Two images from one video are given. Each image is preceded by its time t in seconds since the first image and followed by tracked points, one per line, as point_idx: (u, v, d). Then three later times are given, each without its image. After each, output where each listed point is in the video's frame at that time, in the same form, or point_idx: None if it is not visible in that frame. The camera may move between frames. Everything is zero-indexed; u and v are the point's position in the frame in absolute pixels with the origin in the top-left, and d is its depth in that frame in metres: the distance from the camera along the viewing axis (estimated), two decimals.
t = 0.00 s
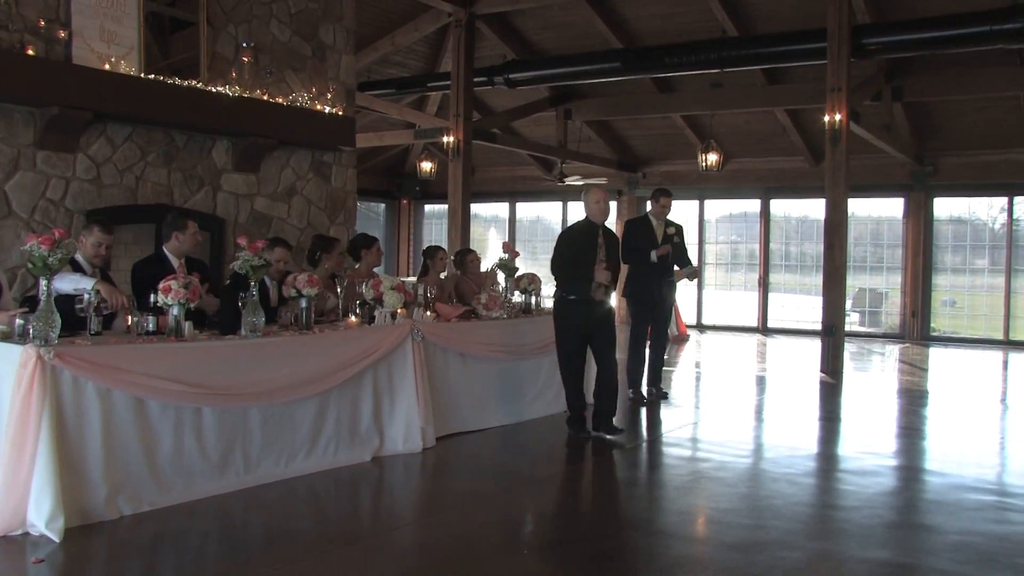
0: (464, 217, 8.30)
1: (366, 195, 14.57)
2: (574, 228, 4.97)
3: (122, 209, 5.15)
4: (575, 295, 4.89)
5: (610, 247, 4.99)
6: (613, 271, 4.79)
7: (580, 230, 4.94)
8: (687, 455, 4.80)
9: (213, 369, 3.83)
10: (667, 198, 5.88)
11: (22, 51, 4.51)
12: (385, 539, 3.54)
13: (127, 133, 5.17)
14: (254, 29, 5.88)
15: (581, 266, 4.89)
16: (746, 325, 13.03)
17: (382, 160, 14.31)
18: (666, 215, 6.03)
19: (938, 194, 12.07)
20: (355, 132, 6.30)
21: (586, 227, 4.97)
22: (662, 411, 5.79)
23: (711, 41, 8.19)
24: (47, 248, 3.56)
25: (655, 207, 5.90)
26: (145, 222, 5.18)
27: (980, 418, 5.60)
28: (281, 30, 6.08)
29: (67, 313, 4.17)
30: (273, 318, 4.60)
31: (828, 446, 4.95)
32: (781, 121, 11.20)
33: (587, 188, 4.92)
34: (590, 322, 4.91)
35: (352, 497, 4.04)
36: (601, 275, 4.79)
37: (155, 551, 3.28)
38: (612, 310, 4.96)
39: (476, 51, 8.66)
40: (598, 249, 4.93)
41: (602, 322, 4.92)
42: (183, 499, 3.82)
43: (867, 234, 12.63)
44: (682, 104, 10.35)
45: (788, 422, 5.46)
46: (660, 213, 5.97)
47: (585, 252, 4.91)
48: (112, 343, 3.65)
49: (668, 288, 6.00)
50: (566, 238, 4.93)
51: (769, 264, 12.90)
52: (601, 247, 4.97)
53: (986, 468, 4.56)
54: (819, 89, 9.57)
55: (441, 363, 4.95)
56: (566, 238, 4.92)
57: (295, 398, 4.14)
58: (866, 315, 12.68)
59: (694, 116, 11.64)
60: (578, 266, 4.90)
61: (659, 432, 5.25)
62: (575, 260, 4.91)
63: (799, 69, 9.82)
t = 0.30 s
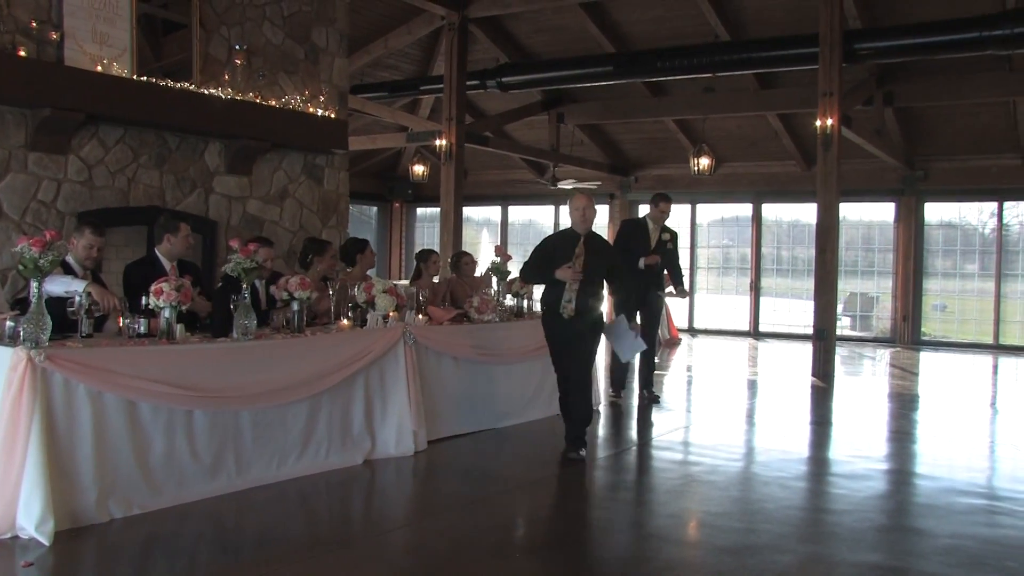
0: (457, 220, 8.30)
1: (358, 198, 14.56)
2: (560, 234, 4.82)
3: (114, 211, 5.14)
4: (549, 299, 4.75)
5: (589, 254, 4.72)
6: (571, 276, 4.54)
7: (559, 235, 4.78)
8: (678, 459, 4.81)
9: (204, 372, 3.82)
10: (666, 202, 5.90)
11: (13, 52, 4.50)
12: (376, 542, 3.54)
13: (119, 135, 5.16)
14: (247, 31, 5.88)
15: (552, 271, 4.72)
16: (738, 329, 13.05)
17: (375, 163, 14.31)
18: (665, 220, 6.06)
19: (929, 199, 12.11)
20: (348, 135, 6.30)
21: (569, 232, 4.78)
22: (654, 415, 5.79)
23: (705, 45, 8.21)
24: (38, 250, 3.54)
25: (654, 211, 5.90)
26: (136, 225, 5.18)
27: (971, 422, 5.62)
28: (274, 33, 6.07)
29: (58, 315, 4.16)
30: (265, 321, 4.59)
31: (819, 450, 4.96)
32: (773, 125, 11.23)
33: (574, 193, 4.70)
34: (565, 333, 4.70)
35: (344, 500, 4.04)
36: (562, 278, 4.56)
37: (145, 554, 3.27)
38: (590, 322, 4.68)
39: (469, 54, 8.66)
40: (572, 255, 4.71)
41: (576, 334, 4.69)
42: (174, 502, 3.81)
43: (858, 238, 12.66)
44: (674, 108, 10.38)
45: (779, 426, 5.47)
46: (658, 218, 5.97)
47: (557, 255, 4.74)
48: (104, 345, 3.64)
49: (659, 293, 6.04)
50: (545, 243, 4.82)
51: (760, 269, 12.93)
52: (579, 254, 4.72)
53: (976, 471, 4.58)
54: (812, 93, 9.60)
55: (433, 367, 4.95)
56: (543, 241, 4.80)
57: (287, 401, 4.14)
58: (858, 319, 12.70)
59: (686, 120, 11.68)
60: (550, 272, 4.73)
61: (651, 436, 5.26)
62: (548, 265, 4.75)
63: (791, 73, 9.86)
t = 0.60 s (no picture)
0: (444, 223, 8.30)
1: (345, 201, 14.54)
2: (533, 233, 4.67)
3: (99, 213, 5.12)
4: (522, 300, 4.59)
5: (556, 247, 4.49)
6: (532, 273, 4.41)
7: (532, 233, 4.65)
8: (666, 461, 4.82)
9: (190, 375, 3.80)
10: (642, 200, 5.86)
11: None
12: (363, 546, 3.53)
13: (105, 136, 5.13)
14: (234, 33, 5.87)
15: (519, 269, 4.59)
16: (725, 333, 13.09)
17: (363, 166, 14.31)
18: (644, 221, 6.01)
19: (914, 203, 12.19)
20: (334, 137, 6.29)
21: (541, 229, 4.63)
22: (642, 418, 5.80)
23: (694, 48, 8.23)
24: (22, 252, 3.51)
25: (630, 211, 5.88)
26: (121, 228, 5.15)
27: (956, 424, 5.65)
28: (262, 35, 6.06)
29: (43, 318, 4.14)
30: (251, 324, 4.57)
31: (806, 452, 4.98)
32: (759, 129, 11.29)
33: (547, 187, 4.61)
34: (534, 331, 4.48)
35: (331, 503, 4.03)
36: (526, 276, 4.45)
37: (131, 559, 3.25)
38: (558, 318, 4.42)
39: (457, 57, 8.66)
40: (540, 250, 4.54)
41: (544, 332, 4.46)
42: (159, 506, 3.79)
43: (844, 242, 12.73)
44: (662, 111, 10.41)
45: (766, 428, 5.49)
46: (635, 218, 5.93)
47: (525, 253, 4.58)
48: (89, 348, 3.61)
49: (640, 295, 6.02)
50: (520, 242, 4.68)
51: (747, 272, 12.98)
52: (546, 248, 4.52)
53: (961, 473, 4.61)
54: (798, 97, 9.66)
55: (420, 370, 4.94)
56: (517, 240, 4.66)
57: (274, 404, 4.12)
58: (844, 322, 12.76)
59: (673, 123, 11.72)
60: (518, 270, 4.59)
61: (639, 439, 5.26)
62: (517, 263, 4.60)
63: (778, 78, 9.92)
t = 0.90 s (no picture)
0: (417, 224, 8.29)
1: (318, 202, 14.48)
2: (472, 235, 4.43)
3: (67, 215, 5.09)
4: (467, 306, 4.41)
5: (493, 252, 4.29)
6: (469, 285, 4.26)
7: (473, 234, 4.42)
8: (639, 462, 4.85)
9: (160, 378, 3.76)
10: (593, 200, 5.98)
11: None
12: (337, 549, 3.51)
13: (73, 136, 5.08)
14: (205, 33, 5.84)
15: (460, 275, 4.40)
16: (697, 334, 13.15)
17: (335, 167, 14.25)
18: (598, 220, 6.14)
19: (884, 204, 12.31)
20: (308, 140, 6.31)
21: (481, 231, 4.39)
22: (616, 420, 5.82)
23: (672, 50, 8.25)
24: None
25: (583, 211, 6.01)
26: (90, 229, 5.12)
27: (923, 424, 5.72)
28: (233, 35, 6.02)
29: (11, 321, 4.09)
30: (223, 326, 4.55)
31: (778, 452, 5.02)
32: (732, 131, 11.36)
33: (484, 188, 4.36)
34: (477, 344, 4.24)
35: (303, 506, 4.01)
36: (465, 287, 4.29)
37: (98, 564, 3.22)
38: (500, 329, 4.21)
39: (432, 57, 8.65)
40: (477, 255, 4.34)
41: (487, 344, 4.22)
42: (128, 510, 3.76)
43: (815, 243, 12.82)
44: (637, 113, 10.45)
45: (738, 429, 5.52)
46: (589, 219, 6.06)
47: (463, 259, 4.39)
48: (57, 350, 3.56)
49: (603, 294, 6.10)
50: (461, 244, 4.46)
51: (720, 273, 13.05)
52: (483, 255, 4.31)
53: (929, 471, 4.66)
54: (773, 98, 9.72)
55: (393, 371, 4.94)
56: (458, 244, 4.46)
57: (245, 407, 4.10)
58: (815, 322, 12.85)
59: (646, 125, 11.76)
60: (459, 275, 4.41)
61: (612, 440, 5.28)
62: (457, 273, 4.39)
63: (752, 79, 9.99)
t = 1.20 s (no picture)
0: (399, 224, 8.29)
1: (299, 202, 14.46)
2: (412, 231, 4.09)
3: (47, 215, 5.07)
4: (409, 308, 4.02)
5: (431, 247, 3.93)
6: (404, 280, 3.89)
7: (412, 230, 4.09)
8: (620, 462, 4.86)
9: (141, 378, 3.74)
10: (561, 203, 6.00)
11: None
12: (319, 549, 3.50)
13: (52, 136, 5.05)
14: (186, 32, 5.82)
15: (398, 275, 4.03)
16: (679, 334, 13.20)
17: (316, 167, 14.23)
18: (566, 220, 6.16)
19: (864, 205, 12.38)
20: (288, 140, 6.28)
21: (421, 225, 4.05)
22: (598, 420, 5.83)
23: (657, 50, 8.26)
24: None
25: (552, 214, 6.04)
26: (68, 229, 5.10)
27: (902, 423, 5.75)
28: (214, 34, 6.00)
29: None
30: (204, 326, 4.53)
31: (760, 452, 5.04)
32: (714, 131, 11.41)
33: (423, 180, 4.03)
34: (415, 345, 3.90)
35: (284, 506, 4.00)
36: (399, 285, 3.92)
37: (77, 566, 3.20)
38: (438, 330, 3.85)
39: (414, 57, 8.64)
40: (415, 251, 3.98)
41: (423, 346, 3.88)
42: (107, 511, 3.74)
43: (796, 244, 12.89)
44: (619, 113, 10.48)
45: (720, 429, 5.54)
46: (558, 221, 6.09)
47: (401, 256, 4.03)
48: (36, 351, 3.52)
49: (565, 293, 6.23)
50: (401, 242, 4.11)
51: (701, 273, 13.10)
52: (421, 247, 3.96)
53: (909, 470, 4.69)
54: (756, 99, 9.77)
55: (375, 371, 4.93)
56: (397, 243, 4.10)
57: (226, 408, 4.09)
58: (796, 322, 12.92)
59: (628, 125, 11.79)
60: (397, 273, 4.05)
61: (595, 440, 5.29)
62: (394, 269, 4.07)
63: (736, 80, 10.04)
